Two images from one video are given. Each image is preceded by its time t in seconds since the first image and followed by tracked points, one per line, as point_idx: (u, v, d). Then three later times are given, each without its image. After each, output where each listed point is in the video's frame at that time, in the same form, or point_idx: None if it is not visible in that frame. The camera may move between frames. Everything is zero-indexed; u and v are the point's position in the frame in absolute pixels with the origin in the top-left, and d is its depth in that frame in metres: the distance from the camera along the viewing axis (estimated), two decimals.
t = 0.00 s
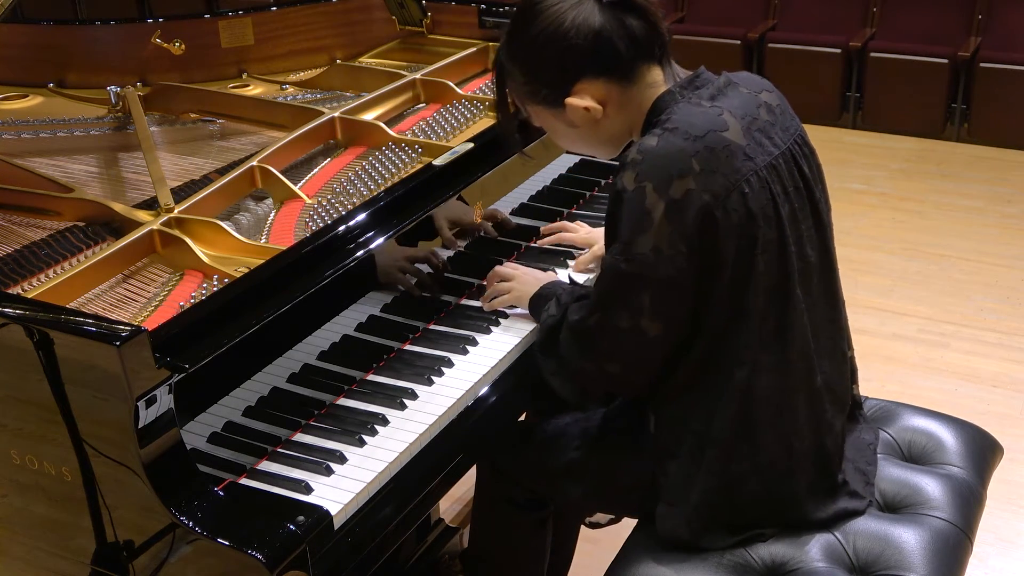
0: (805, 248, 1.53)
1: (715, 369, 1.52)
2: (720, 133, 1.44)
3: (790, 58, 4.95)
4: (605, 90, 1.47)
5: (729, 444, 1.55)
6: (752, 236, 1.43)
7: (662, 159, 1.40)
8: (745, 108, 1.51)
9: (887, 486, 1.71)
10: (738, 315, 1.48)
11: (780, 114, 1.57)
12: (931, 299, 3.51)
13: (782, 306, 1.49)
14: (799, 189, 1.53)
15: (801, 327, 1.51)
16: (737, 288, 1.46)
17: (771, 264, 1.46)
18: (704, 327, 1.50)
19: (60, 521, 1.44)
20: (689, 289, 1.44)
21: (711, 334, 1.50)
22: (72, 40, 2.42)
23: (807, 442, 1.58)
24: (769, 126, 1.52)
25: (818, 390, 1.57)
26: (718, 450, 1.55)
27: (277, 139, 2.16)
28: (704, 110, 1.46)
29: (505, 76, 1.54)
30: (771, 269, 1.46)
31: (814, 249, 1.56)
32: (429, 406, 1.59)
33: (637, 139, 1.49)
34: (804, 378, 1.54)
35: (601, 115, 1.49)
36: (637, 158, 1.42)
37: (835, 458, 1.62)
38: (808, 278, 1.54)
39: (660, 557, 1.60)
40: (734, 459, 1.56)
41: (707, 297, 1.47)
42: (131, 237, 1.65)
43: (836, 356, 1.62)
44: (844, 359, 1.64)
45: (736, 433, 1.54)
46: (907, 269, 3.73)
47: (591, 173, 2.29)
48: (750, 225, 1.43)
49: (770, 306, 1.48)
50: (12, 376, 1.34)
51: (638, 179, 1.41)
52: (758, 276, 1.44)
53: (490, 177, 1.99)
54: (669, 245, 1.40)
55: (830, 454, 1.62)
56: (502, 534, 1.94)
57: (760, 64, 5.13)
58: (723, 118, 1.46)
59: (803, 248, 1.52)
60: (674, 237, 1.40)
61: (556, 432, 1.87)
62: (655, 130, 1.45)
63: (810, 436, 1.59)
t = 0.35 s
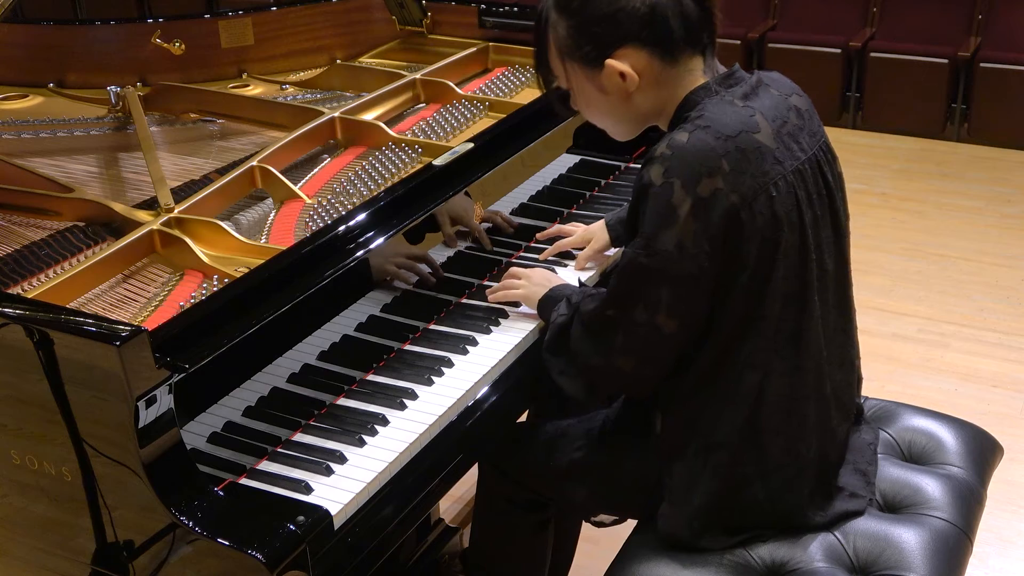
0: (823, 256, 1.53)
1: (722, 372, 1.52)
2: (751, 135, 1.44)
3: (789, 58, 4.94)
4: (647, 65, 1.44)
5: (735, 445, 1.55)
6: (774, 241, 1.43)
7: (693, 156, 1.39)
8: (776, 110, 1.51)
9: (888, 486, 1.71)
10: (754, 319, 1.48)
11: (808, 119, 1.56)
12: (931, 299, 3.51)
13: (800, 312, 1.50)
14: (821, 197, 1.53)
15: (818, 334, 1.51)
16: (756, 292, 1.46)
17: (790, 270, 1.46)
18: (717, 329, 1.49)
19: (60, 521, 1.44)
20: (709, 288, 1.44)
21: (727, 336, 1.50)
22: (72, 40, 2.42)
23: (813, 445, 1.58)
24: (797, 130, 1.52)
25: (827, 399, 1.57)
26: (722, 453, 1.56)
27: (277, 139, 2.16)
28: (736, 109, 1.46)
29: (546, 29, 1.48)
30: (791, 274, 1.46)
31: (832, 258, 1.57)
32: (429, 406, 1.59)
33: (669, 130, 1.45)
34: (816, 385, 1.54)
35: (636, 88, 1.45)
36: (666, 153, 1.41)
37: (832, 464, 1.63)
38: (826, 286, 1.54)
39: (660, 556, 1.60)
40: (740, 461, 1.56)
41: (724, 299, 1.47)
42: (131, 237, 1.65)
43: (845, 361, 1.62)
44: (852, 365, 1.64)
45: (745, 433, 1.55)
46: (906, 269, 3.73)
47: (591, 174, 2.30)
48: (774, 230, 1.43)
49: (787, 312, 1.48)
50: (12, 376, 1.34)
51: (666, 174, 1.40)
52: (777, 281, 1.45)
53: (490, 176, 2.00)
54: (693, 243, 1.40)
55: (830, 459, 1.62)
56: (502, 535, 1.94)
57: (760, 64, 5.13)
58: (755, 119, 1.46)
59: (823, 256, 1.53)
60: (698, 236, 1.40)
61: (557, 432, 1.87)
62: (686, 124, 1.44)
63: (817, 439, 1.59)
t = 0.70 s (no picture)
0: (823, 251, 1.53)
1: (720, 369, 1.52)
2: (745, 130, 1.44)
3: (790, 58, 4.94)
4: (632, 75, 1.47)
5: (735, 443, 1.55)
6: (771, 234, 1.43)
7: (687, 151, 1.40)
8: (770, 107, 1.51)
9: (888, 486, 1.71)
10: (752, 315, 1.48)
11: (805, 116, 1.56)
12: (931, 299, 3.51)
13: (798, 306, 1.49)
14: (819, 192, 1.53)
15: (816, 328, 1.51)
16: (754, 286, 1.46)
17: (789, 265, 1.46)
18: (716, 325, 1.50)
19: (60, 521, 1.44)
20: (706, 282, 1.44)
21: (726, 331, 1.49)
22: (72, 40, 2.42)
23: (814, 441, 1.57)
24: (793, 126, 1.52)
25: (827, 394, 1.57)
26: (721, 451, 1.56)
27: (277, 139, 2.16)
28: (730, 106, 1.46)
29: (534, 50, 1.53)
30: (789, 269, 1.46)
31: (832, 253, 1.56)
32: (429, 406, 1.59)
33: (663, 129, 1.47)
34: (818, 380, 1.54)
35: (624, 99, 1.48)
36: (661, 149, 1.42)
37: (834, 463, 1.63)
38: (825, 281, 1.54)
39: (661, 556, 1.60)
40: (741, 461, 1.56)
41: (723, 294, 1.47)
42: (131, 237, 1.65)
43: (846, 357, 1.62)
44: (851, 363, 1.63)
45: (746, 430, 1.55)
46: (906, 269, 3.73)
47: (591, 174, 2.30)
48: (770, 223, 1.43)
49: (786, 307, 1.48)
50: (12, 376, 1.34)
51: (661, 170, 1.41)
52: (775, 274, 1.45)
53: (489, 176, 2.00)
54: (688, 237, 1.40)
55: (831, 457, 1.62)
56: (503, 535, 1.94)
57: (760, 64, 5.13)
58: (748, 115, 1.46)
59: (822, 251, 1.53)
60: (693, 229, 1.40)
61: (556, 433, 1.87)
62: (680, 122, 1.45)
63: (818, 435, 1.58)
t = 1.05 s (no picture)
0: (810, 246, 1.52)
1: (711, 368, 1.53)
2: (720, 129, 1.45)
3: (789, 58, 4.94)
4: (603, 96, 1.48)
5: (729, 441, 1.55)
6: (752, 230, 1.43)
7: (661, 152, 1.41)
8: (747, 107, 1.52)
9: (888, 486, 1.71)
10: (737, 312, 1.48)
11: (784, 113, 1.57)
12: (931, 299, 3.51)
13: (785, 301, 1.48)
14: (803, 187, 1.53)
15: (805, 323, 1.50)
16: (738, 283, 1.46)
17: (773, 260, 1.46)
18: (703, 323, 1.50)
19: (60, 521, 1.44)
20: (688, 281, 1.44)
21: (713, 329, 1.49)
22: (72, 40, 2.42)
23: (811, 439, 1.57)
24: (772, 124, 1.52)
25: (823, 391, 1.56)
26: (719, 450, 1.56)
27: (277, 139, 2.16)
28: (704, 108, 1.47)
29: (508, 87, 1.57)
30: (773, 264, 1.46)
31: (820, 248, 1.55)
32: (429, 405, 1.59)
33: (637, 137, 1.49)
34: (810, 374, 1.53)
35: (600, 121, 1.49)
36: (636, 152, 1.42)
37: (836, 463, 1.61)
38: (815, 276, 1.53)
39: (660, 556, 1.60)
40: (739, 462, 1.57)
41: (707, 293, 1.47)
42: (131, 237, 1.65)
43: (839, 354, 1.62)
44: (846, 359, 1.63)
45: (738, 429, 1.54)
46: (906, 269, 3.73)
47: (591, 173, 2.29)
48: (751, 219, 1.43)
49: (772, 303, 1.48)
50: (12, 377, 1.34)
51: (636, 172, 1.42)
52: (759, 269, 1.44)
53: (490, 176, 2.00)
54: (665, 237, 1.41)
55: (830, 450, 1.61)
56: (502, 535, 1.94)
57: (760, 64, 5.12)
58: (723, 115, 1.47)
59: (809, 246, 1.52)
60: (670, 229, 1.41)
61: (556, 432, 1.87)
62: (655, 126, 1.46)
63: (815, 434, 1.58)
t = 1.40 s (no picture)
0: (805, 246, 1.52)
1: (711, 375, 1.53)
2: (707, 137, 1.44)
3: (789, 58, 4.94)
4: (588, 117, 1.49)
5: (729, 446, 1.55)
6: (747, 237, 1.42)
7: (650, 165, 1.40)
8: (733, 112, 1.52)
9: (888, 486, 1.71)
10: (733, 318, 1.47)
11: (770, 115, 1.57)
12: (932, 299, 3.51)
13: (781, 303, 1.48)
14: (795, 188, 1.53)
15: (799, 326, 1.50)
16: (735, 289, 1.45)
17: (767, 265, 1.45)
18: (704, 331, 1.49)
19: (60, 521, 1.44)
20: (683, 292, 1.43)
21: (712, 335, 1.49)
22: (72, 40, 2.42)
23: (809, 442, 1.57)
24: (759, 127, 1.52)
25: (819, 393, 1.56)
26: (718, 455, 1.55)
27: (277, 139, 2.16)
28: (690, 117, 1.47)
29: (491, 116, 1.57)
30: (768, 269, 1.45)
31: (814, 246, 1.56)
32: (429, 405, 1.60)
33: (621, 154, 1.48)
34: (806, 379, 1.54)
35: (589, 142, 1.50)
36: (625, 166, 1.41)
37: (833, 461, 1.62)
38: (810, 276, 1.53)
39: (660, 558, 1.60)
40: (738, 464, 1.56)
41: (702, 301, 1.46)
42: (131, 237, 1.65)
43: (836, 357, 1.62)
44: (845, 356, 1.63)
45: (737, 435, 1.54)
46: (906, 269, 3.73)
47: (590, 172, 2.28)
48: (744, 225, 1.42)
49: (768, 306, 1.48)
50: (12, 377, 1.34)
51: (626, 187, 1.41)
52: (755, 274, 1.44)
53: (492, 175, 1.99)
54: (659, 249, 1.40)
55: (830, 451, 1.61)
56: (502, 536, 1.94)
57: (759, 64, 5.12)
58: (709, 122, 1.47)
59: (803, 246, 1.52)
60: (663, 242, 1.40)
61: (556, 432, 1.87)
62: (642, 138, 1.45)
63: (812, 437, 1.58)
